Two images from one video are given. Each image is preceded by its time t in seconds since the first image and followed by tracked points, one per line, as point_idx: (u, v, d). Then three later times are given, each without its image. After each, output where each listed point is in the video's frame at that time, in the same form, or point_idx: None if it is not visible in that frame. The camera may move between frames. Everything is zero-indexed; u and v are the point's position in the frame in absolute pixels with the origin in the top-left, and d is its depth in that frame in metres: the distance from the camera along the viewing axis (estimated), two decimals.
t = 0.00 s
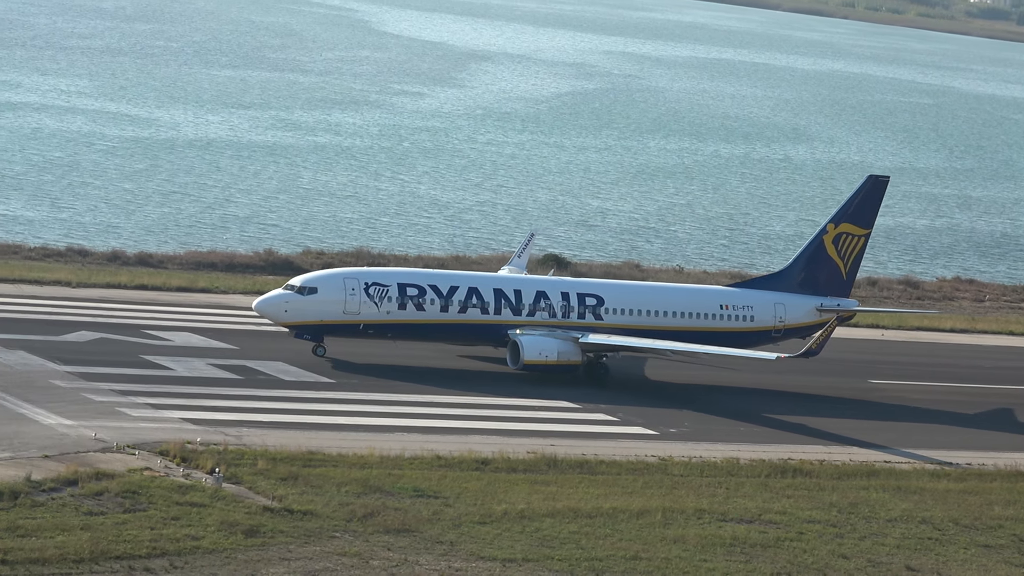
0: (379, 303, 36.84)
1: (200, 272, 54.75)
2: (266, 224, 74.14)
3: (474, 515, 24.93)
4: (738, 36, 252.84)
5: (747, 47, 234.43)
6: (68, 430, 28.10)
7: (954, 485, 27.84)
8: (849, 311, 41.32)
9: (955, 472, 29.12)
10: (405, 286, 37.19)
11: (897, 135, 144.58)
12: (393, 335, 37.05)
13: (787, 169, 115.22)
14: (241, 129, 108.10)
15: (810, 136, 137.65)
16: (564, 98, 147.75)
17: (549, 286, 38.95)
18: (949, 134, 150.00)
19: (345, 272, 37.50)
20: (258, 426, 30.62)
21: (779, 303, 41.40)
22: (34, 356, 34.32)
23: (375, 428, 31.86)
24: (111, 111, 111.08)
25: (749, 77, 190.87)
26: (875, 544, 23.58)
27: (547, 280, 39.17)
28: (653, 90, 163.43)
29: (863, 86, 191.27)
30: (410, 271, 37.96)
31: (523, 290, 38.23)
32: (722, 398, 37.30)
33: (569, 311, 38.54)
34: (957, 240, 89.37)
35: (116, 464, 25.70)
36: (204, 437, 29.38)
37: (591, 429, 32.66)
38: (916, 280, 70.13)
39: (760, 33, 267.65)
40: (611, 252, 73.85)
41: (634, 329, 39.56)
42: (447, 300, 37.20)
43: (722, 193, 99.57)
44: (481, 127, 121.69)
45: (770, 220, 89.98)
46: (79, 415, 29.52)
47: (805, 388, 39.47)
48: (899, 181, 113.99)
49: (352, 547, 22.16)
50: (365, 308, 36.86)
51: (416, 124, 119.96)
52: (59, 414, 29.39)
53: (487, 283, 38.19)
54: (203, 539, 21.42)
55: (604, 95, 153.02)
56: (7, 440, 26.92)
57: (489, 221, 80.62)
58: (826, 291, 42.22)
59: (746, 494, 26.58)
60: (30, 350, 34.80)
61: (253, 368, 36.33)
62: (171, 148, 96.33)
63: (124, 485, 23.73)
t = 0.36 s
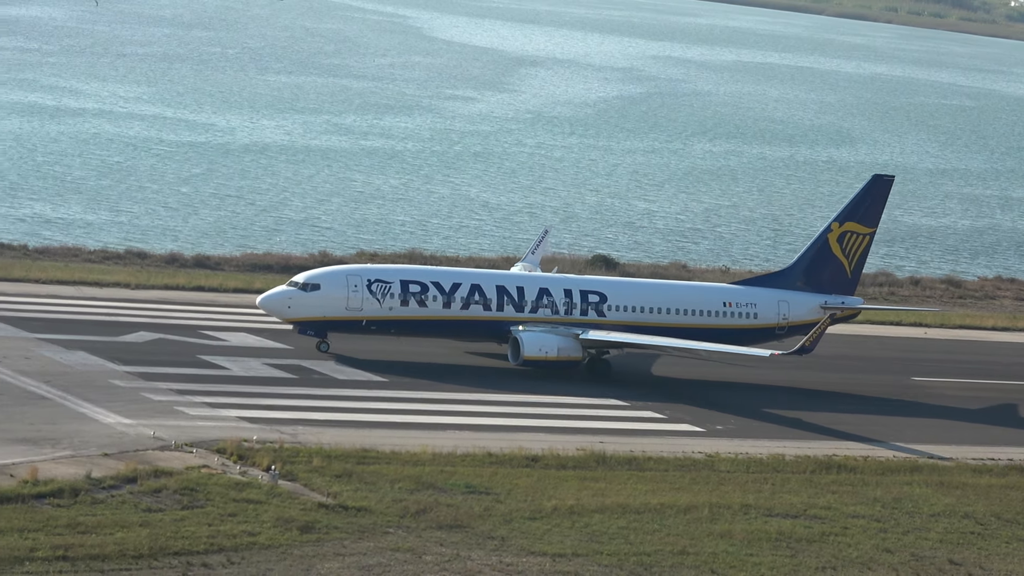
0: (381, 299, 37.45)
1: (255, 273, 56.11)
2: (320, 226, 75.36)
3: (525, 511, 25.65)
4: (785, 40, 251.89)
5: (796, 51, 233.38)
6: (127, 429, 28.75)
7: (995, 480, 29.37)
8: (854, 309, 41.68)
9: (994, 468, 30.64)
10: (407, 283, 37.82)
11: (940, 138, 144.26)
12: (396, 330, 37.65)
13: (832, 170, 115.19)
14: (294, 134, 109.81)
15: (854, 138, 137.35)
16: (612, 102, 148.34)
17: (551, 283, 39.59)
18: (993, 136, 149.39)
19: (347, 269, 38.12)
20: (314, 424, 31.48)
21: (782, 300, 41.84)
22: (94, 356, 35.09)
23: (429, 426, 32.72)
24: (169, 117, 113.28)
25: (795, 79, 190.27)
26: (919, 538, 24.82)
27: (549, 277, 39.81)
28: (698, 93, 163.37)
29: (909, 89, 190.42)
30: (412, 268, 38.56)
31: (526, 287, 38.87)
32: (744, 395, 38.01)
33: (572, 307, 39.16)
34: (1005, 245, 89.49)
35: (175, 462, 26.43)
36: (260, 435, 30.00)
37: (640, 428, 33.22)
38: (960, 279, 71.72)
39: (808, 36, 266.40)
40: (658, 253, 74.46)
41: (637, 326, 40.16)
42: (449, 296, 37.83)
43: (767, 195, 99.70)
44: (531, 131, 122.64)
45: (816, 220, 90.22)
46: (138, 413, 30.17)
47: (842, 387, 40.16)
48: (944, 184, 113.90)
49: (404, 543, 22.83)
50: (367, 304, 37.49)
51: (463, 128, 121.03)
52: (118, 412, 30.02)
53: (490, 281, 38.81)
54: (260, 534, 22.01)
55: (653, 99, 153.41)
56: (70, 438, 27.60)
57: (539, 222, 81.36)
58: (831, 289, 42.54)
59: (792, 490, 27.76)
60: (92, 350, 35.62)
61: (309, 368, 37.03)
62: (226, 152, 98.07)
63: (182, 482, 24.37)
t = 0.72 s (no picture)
0: (372, 295, 37.78)
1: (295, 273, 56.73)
2: (361, 226, 75.98)
3: (565, 510, 25.84)
4: (825, 39, 250.20)
5: (837, 50, 231.59)
6: (170, 428, 29.13)
7: None
8: (857, 306, 41.51)
9: None
10: (399, 278, 38.06)
11: (981, 136, 142.98)
12: (388, 327, 37.89)
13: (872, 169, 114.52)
14: (335, 134, 110.56)
15: (895, 136, 136.40)
16: (651, 101, 148.08)
17: (545, 279, 39.74)
18: None
19: (339, 265, 38.47)
20: (354, 423, 31.83)
21: (782, 297, 41.79)
22: (136, 355, 35.53)
23: (470, 425, 33.02)
24: (211, 117, 114.50)
25: (835, 78, 188.94)
26: (960, 537, 24.92)
27: (545, 273, 39.97)
28: (738, 92, 162.58)
29: (950, 87, 188.68)
30: (405, 264, 38.82)
31: (520, 283, 38.99)
32: (741, 393, 38.17)
33: (566, 303, 39.34)
34: None
35: (217, 462, 26.87)
36: (302, 434, 30.40)
37: (679, 428, 33.53)
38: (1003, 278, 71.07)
39: (848, 36, 264.38)
40: (697, 252, 74.42)
41: (633, 322, 40.34)
42: (442, 292, 38.01)
43: (807, 193, 99.24)
44: (572, 130, 122.72)
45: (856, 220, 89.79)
46: (181, 412, 30.56)
47: (873, 385, 40.55)
48: (986, 183, 112.91)
49: (446, 542, 23.12)
50: (359, 300, 37.81)
51: (501, 128, 121.22)
52: (160, 412, 30.40)
53: (484, 277, 38.97)
54: (301, 533, 22.33)
55: (693, 98, 152.95)
56: (112, 437, 27.97)
57: (579, 222, 81.45)
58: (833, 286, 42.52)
59: (833, 489, 27.86)
60: (133, 350, 36.08)
61: (350, 367, 37.41)
62: (268, 152, 99.03)
63: (224, 481, 24.76)
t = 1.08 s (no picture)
0: (352, 293, 37.73)
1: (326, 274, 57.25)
2: (392, 228, 76.47)
3: (595, 512, 25.98)
4: (854, 41, 248.93)
5: (866, 52, 230.44)
6: (199, 429, 29.46)
7: None
8: (847, 306, 41.45)
9: None
10: (379, 276, 38.04)
11: (1011, 138, 142.07)
12: (369, 324, 37.92)
13: (901, 170, 113.98)
14: (364, 135, 111.18)
15: (924, 138, 135.72)
16: (681, 103, 147.87)
17: (529, 277, 39.70)
18: None
19: (318, 262, 38.38)
20: (384, 425, 32.08)
21: (771, 296, 41.73)
22: (165, 356, 35.92)
23: (500, 426, 33.23)
24: (242, 118, 115.49)
25: (865, 79, 187.97)
26: (990, 539, 25.01)
27: (528, 271, 39.92)
28: (767, 94, 162.12)
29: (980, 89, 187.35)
30: (386, 262, 38.79)
31: (503, 281, 38.94)
32: (731, 394, 38.22)
33: (550, 301, 39.25)
34: None
35: (246, 462, 27.18)
36: (331, 435, 30.70)
37: (709, 430, 33.77)
38: None
39: (877, 37, 263.14)
40: (726, 253, 74.46)
41: (618, 321, 40.34)
42: (423, 290, 38.00)
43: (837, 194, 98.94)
44: (600, 132, 122.89)
45: (885, 223, 89.46)
46: (211, 414, 30.89)
47: (898, 385, 41.06)
48: (1016, 185, 112.22)
49: (475, 543, 23.31)
50: (338, 297, 37.76)
51: (529, 129, 121.38)
52: (190, 413, 30.80)
53: (466, 274, 38.90)
54: (330, 535, 22.55)
55: (721, 100, 152.71)
56: (143, 438, 28.30)
57: (608, 223, 81.58)
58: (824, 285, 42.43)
59: (863, 490, 27.90)
60: (163, 351, 36.50)
61: (378, 368, 37.71)
62: (298, 154, 99.76)
63: (253, 483, 25.04)
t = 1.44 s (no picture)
0: (334, 290, 38.01)
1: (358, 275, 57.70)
2: (423, 229, 76.83)
3: (626, 513, 26.09)
4: (886, 44, 247.39)
5: (899, 54, 229.03)
6: (231, 430, 29.81)
7: None
8: (840, 305, 41.30)
9: None
10: (362, 273, 38.25)
11: None
12: (351, 321, 38.20)
13: (932, 173, 113.29)
14: (395, 137, 111.70)
15: (956, 141, 134.81)
16: (711, 104, 147.50)
17: (516, 275, 39.70)
18: None
19: (302, 258, 38.73)
20: (414, 426, 32.33)
21: (761, 296, 41.60)
22: (197, 356, 36.34)
23: (530, 427, 33.44)
24: (274, 119, 116.32)
25: (896, 81, 186.83)
26: (1020, 542, 25.06)
27: (514, 268, 39.94)
28: (798, 96, 161.43)
29: (1014, 92, 185.83)
30: (371, 259, 39.00)
31: (488, 279, 39.02)
32: (726, 394, 38.33)
33: (535, 299, 39.26)
34: None
35: (277, 463, 27.50)
36: (362, 436, 30.99)
37: (739, 432, 33.92)
38: None
39: (909, 39, 261.59)
40: (756, 255, 74.34)
41: (605, 319, 40.31)
42: (406, 288, 38.19)
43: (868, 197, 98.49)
44: (632, 133, 122.83)
45: (916, 225, 89.00)
46: (242, 415, 31.25)
47: (924, 389, 41.34)
48: None
49: (506, 545, 23.48)
50: (320, 294, 38.07)
51: (559, 131, 121.48)
52: (220, 413, 31.16)
53: (451, 272, 39.02)
54: (360, 536, 22.78)
55: (753, 102, 152.24)
56: (175, 438, 28.68)
57: (638, 225, 81.61)
58: (816, 285, 42.21)
59: (893, 493, 27.93)
60: (194, 351, 36.91)
61: (409, 369, 38.01)
62: (329, 155, 100.36)
63: (285, 484, 25.36)
